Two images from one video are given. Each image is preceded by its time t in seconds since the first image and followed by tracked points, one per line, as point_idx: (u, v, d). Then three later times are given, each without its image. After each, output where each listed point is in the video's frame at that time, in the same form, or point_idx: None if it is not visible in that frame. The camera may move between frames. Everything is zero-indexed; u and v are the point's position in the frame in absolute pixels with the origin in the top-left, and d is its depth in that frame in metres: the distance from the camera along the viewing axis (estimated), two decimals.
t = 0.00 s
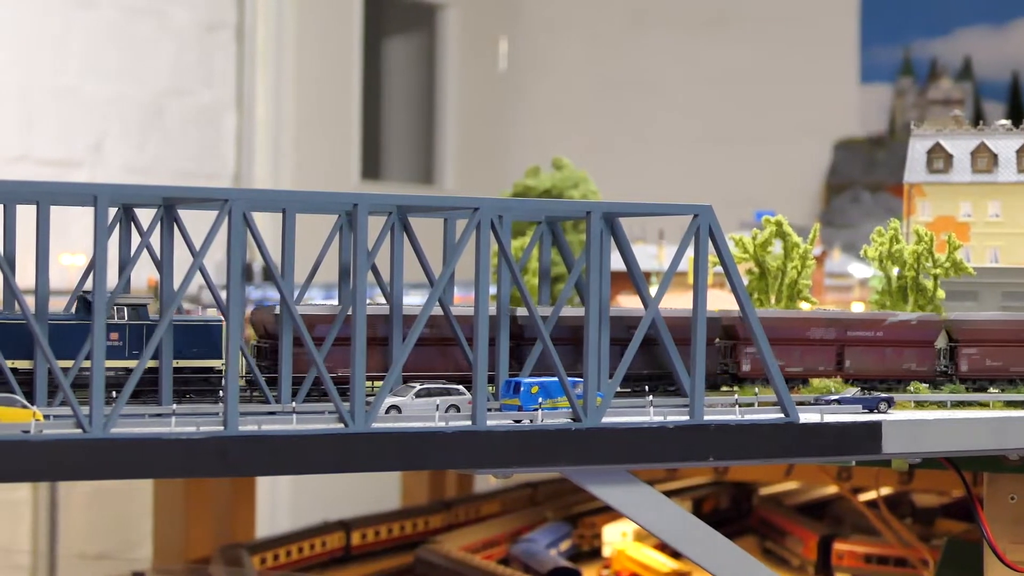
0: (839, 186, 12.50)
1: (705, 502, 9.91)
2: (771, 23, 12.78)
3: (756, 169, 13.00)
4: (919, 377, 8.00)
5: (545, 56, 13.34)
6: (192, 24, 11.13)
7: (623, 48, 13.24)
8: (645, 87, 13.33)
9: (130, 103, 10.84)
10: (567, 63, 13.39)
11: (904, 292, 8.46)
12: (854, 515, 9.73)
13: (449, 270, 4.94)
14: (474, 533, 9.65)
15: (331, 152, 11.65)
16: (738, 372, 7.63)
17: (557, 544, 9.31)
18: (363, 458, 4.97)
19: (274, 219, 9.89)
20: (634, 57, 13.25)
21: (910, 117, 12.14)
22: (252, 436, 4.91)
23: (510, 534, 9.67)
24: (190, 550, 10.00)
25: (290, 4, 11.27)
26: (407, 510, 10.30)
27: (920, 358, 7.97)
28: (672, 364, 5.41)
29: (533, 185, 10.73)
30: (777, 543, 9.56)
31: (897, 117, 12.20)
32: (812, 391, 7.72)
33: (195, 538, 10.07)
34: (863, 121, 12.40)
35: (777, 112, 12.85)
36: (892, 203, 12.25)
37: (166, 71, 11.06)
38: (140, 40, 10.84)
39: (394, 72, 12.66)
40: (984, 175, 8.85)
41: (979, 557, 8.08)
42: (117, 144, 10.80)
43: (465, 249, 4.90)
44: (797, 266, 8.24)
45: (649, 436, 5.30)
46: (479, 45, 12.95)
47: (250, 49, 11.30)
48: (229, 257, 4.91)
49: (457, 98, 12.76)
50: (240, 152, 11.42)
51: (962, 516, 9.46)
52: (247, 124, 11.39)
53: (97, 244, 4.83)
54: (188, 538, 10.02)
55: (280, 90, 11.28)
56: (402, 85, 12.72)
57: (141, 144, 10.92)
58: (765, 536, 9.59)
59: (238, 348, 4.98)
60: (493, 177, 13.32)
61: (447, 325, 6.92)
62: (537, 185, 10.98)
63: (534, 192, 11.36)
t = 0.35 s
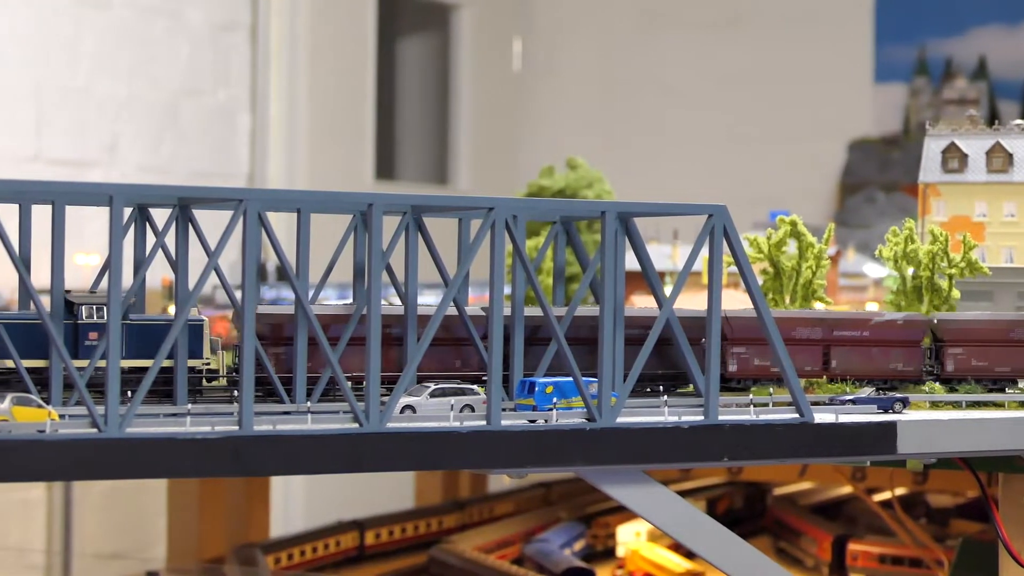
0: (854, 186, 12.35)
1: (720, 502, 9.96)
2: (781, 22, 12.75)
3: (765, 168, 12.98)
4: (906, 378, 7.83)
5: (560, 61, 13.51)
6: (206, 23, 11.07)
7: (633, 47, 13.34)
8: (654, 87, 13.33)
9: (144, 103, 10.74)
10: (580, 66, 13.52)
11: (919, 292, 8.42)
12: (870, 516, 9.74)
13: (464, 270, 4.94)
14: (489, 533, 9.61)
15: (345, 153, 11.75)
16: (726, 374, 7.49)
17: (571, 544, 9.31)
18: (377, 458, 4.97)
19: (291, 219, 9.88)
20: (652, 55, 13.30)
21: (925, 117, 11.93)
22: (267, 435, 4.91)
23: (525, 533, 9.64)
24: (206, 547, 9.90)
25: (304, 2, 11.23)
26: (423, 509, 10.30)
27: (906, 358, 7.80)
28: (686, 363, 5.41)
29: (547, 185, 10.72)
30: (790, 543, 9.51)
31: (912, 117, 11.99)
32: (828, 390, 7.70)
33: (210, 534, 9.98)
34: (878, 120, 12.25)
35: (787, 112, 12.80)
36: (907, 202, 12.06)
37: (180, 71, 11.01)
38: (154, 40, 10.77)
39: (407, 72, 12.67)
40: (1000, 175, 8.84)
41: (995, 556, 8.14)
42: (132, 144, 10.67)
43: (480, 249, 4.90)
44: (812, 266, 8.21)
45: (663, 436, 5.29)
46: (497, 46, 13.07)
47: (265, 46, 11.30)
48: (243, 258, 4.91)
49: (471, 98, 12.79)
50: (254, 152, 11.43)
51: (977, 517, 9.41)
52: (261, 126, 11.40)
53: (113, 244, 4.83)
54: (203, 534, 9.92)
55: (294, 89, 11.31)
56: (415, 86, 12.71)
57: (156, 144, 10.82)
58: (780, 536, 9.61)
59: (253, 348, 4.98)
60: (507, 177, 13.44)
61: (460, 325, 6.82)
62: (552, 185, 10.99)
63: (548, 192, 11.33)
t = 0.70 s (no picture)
0: (871, 186, 12.11)
1: (739, 502, 10.12)
2: (780, 23, 12.65)
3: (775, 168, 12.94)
4: (898, 378, 7.87)
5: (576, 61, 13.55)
6: (222, 24, 11.11)
7: (649, 47, 13.25)
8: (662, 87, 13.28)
9: (161, 103, 10.77)
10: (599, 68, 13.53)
11: (938, 293, 8.47)
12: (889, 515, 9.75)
13: (483, 270, 4.93)
14: (506, 533, 9.59)
15: (362, 152, 11.71)
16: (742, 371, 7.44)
17: (589, 544, 9.26)
18: (397, 458, 4.96)
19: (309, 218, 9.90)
20: (668, 58, 13.19)
21: (943, 117, 11.78)
22: (286, 435, 4.91)
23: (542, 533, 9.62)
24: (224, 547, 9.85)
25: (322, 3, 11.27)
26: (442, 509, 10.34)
27: (898, 358, 7.84)
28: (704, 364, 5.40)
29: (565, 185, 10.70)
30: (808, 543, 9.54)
31: (930, 117, 11.84)
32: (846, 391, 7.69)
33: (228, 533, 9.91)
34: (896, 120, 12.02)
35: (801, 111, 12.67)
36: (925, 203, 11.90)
37: (198, 70, 11.05)
38: (172, 39, 10.82)
39: (427, 71, 12.92)
40: (1019, 175, 8.78)
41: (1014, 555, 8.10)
42: (150, 144, 10.68)
43: (499, 249, 4.90)
44: (830, 266, 8.19)
45: (682, 436, 5.29)
46: (515, 46, 13.35)
47: (283, 48, 11.31)
48: (262, 258, 4.90)
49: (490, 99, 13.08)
50: (273, 150, 11.41)
51: (995, 516, 9.38)
52: (279, 129, 11.37)
53: (131, 244, 4.83)
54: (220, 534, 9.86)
55: (313, 92, 11.29)
56: (433, 86, 12.96)
57: (173, 144, 10.84)
58: (796, 535, 9.65)
59: (271, 349, 4.98)
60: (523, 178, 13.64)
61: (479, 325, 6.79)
62: (569, 185, 10.92)
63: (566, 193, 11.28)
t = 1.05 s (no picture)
0: (890, 186, 12.08)
1: (757, 502, 9.96)
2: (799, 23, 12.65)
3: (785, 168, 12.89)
4: (889, 378, 7.77)
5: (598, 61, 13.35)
6: (241, 24, 11.05)
7: (666, 47, 13.12)
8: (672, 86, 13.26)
9: (179, 104, 10.69)
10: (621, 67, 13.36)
11: (957, 293, 8.42)
12: (907, 516, 9.72)
13: (501, 271, 4.93)
14: (525, 533, 9.60)
15: (379, 150, 11.70)
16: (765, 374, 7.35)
17: (607, 544, 9.22)
18: (416, 458, 4.96)
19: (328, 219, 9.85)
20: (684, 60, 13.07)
21: (962, 116, 11.62)
22: (305, 435, 4.92)
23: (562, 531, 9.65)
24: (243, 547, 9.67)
25: (341, 7, 11.32)
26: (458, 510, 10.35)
27: (889, 358, 7.75)
28: (723, 364, 5.38)
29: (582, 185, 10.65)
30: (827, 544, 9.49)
31: (949, 116, 11.69)
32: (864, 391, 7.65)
33: (247, 535, 9.75)
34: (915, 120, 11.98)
35: (814, 111, 12.63)
36: (944, 203, 11.68)
37: (216, 70, 10.99)
38: (190, 42, 10.74)
39: (444, 71, 12.88)
40: None
41: None
42: (168, 145, 10.60)
43: (518, 249, 4.90)
44: (849, 267, 8.18)
45: (701, 436, 5.27)
46: (532, 44, 13.09)
47: (301, 50, 11.37)
48: (281, 258, 4.90)
49: (508, 100, 12.83)
50: (291, 152, 11.43)
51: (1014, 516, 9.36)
52: (297, 128, 11.41)
53: (151, 244, 4.84)
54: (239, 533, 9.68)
55: (330, 91, 11.35)
56: (450, 85, 12.91)
57: (191, 145, 10.77)
58: (815, 536, 9.58)
59: (290, 349, 4.98)
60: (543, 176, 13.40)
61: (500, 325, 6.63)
62: (587, 185, 10.87)
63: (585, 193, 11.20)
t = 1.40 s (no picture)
0: (910, 186, 11.94)
1: (779, 502, 9.82)
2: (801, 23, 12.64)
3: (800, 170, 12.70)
4: (882, 378, 7.61)
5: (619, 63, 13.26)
6: (258, 24, 11.03)
7: (694, 46, 13.02)
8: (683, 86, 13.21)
9: (201, 104, 10.71)
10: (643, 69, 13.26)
11: (977, 293, 8.35)
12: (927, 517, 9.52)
13: (521, 271, 4.93)
14: (545, 533, 9.50)
15: (397, 149, 11.67)
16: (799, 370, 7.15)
17: (626, 544, 9.06)
18: (435, 458, 4.96)
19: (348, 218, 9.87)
20: (709, 55, 12.98)
21: (982, 116, 11.45)
22: (325, 435, 4.92)
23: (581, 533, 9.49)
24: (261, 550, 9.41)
25: (359, 6, 11.28)
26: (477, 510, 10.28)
27: (881, 358, 7.60)
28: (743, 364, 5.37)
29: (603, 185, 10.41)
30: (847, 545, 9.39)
31: (969, 117, 11.55)
32: (888, 390, 7.50)
33: (264, 539, 9.49)
34: (932, 119, 11.84)
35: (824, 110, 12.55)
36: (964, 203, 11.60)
37: (235, 71, 10.95)
38: (211, 41, 10.75)
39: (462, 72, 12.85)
40: None
41: None
42: (188, 146, 10.62)
43: (537, 249, 4.90)
44: (870, 266, 8.07)
45: (721, 436, 5.26)
46: (548, 46, 12.97)
47: (321, 49, 11.35)
48: (302, 258, 4.91)
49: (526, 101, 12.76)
50: (310, 152, 11.43)
51: None
52: (316, 128, 11.38)
53: (171, 243, 4.84)
54: (257, 537, 9.43)
55: (349, 92, 11.33)
56: (468, 85, 12.80)
57: (211, 144, 10.77)
58: (835, 537, 9.46)
59: (310, 349, 4.98)
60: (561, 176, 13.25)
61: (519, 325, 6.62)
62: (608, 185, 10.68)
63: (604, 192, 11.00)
